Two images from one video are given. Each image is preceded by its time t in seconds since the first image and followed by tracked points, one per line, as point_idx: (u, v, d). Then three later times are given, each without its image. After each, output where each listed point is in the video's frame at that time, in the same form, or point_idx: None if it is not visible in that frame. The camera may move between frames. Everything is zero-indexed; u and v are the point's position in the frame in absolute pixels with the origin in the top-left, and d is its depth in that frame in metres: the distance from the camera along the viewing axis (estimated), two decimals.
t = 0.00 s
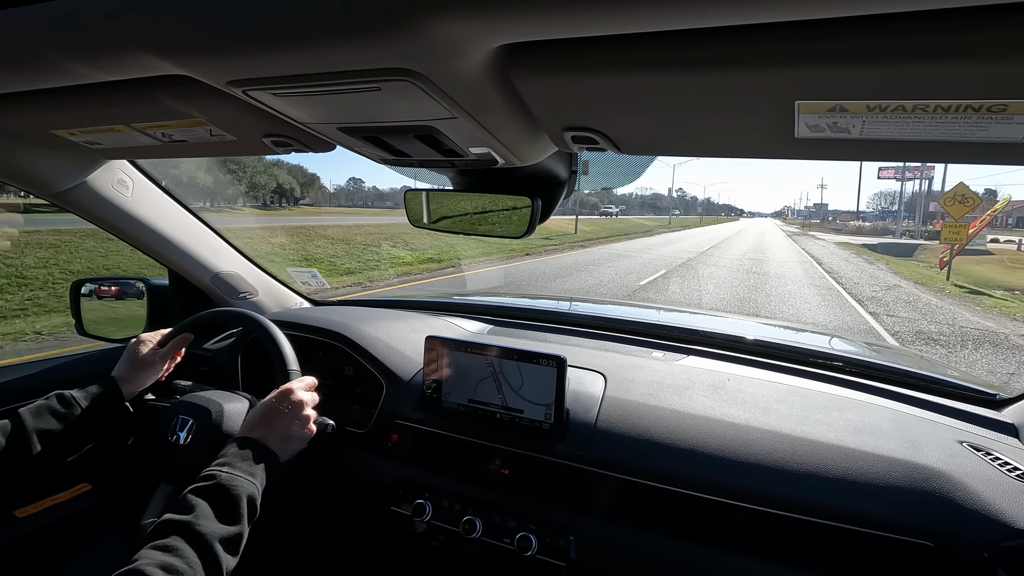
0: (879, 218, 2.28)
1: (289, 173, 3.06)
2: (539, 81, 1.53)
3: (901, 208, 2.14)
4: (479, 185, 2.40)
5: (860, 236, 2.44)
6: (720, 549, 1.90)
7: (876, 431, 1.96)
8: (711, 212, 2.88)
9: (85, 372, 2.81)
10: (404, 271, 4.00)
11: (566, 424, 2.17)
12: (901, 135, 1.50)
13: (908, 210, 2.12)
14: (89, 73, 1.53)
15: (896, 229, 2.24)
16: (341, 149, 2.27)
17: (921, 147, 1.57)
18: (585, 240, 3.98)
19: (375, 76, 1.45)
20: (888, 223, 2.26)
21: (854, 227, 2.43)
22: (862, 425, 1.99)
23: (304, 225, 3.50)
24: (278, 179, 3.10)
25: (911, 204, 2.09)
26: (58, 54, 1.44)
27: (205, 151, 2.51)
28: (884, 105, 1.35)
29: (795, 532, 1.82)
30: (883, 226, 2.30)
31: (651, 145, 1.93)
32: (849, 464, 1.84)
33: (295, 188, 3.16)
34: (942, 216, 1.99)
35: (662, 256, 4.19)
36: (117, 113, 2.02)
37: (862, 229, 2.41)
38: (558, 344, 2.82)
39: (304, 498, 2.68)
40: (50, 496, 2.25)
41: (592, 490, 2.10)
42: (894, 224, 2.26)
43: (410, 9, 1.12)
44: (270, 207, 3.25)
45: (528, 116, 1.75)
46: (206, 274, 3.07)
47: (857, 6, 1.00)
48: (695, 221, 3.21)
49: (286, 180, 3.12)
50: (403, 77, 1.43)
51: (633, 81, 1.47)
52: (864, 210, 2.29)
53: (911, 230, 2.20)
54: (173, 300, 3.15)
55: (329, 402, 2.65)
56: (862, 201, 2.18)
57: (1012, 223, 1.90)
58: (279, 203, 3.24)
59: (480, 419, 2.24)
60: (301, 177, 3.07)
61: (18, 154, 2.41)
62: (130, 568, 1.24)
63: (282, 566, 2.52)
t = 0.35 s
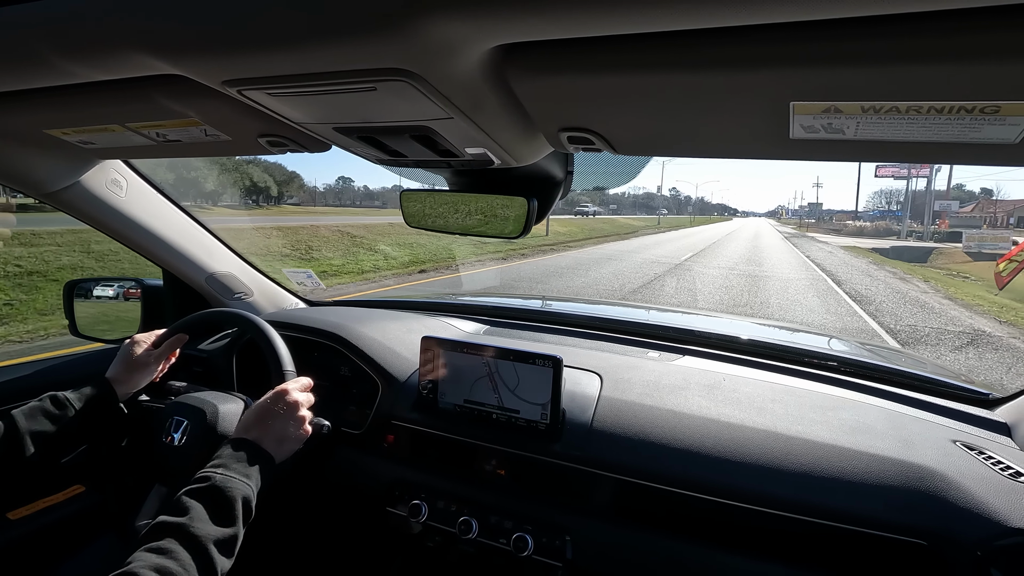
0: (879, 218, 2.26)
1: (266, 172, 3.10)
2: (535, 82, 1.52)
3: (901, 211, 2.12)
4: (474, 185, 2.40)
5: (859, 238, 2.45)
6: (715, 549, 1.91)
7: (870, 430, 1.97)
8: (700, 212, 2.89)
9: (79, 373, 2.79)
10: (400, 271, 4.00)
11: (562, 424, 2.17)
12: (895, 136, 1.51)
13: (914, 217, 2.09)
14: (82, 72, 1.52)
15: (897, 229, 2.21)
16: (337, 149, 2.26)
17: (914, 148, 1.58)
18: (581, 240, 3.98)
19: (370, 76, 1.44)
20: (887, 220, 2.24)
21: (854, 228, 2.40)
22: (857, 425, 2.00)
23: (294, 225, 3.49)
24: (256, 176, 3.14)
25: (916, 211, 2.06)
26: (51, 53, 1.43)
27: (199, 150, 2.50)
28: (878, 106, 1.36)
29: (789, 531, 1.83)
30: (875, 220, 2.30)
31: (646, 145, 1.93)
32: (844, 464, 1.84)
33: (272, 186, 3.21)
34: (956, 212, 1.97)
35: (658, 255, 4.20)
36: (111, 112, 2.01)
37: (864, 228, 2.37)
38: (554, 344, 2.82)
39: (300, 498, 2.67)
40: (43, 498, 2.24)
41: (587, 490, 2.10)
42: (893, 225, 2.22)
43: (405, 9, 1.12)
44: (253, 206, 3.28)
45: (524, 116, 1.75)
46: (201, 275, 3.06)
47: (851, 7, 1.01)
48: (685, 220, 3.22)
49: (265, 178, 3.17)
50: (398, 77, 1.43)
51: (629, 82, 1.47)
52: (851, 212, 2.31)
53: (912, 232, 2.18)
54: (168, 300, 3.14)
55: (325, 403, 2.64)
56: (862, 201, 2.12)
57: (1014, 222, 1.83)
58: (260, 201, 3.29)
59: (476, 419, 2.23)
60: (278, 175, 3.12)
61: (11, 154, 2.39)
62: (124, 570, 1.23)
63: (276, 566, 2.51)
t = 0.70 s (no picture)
0: (881, 218, 2.18)
1: (240, 170, 2.96)
2: (531, 82, 1.53)
3: (903, 210, 2.06)
4: (470, 185, 2.39)
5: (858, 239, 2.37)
6: (711, 549, 1.91)
7: (865, 430, 1.98)
8: (690, 212, 2.90)
9: (72, 374, 2.77)
10: (396, 272, 4.00)
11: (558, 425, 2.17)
12: (889, 137, 1.51)
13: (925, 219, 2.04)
14: (76, 71, 1.51)
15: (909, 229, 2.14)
16: (332, 149, 2.25)
17: (908, 149, 1.59)
18: (576, 240, 3.98)
19: (366, 77, 1.44)
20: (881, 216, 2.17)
21: (857, 226, 2.28)
22: (851, 424, 2.01)
23: (284, 224, 3.38)
24: (230, 174, 3.00)
25: (926, 211, 2.00)
26: (44, 52, 1.42)
27: (192, 151, 2.48)
28: (872, 107, 1.36)
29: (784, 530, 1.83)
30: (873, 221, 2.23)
31: (642, 146, 1.94)
32: (838, 464, 1.85)
33: (248, 184, 3.07)
34: (960, 212, 1.95)
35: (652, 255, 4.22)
36: (105, 112, 2.00)
37: (864, 228, 2.27)
38: (550, 345, 2.82)
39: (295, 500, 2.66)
40: (36, 500, 2.22)
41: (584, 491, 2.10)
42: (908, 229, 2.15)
43: (403, 9, 1.12)
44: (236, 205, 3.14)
45: (519, 117, 1.75)
46: (196, 276, 3.05)
47: (847, 9, 1.01)
48: (676, 220, 3.21)
49: (239, 176, 3.03)
50: (394, 77, 1.43)
51: (625, 83, 1.47)
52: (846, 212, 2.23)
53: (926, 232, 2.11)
54: (162, 301, 3.12)
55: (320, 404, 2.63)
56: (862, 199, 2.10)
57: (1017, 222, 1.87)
58: (239, 201, 3.13)
59: (473, 420, 2.21)
60: (253, 173, 2.97)
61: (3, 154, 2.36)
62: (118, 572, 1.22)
63: (272, 568, 2.50)
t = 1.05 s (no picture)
0: (886, 219, 2.15)
1: (213, 169, 2.99)
2: (527, 82, 1.53)
3: (906, 210, 2.05)
4: (468, 185, 2.40)
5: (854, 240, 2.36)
6: (708, 547, 1.91)
7: (861, 428, 1.98)
8: (685, 211, 2.87)
9: (67, 375, 2.76)
10: (394, 272, 3.98)
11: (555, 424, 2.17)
12: (884, 137, 1.52)
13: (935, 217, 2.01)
14: (70, 71, 1.50)
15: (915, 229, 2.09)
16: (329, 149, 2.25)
17: (904, 148, 1.59)
18: (573, 240, 3.99)
19: (363, 76, 1.44)
20: (872, 217, 2.17)
21: (852, 229, 2.31)
22: (847, 423, 2.02)
23: (277, 222, 3.49)
24: (202, 175, 3.04)
25: (938, 211, 1.98)
26: (38, 51, 1.41)
27: (187, 149, 2.47)
28: (868, 107, 1.37)
29: (780, 528, 1.84)
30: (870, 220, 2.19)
31: (639, 146, 1.94)
32: (833, 462, 1.86)
33: (219, 180, 3.12)
34: (972, 211, 1.93)
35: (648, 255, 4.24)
36: (100, 111, 1.99)
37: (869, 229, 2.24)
38: (547, 344, 2.82)
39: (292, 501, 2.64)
40: (31, 501, 2.21)
41: (581, 490, 2.11)
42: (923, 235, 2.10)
43: (399, 8, 1.12)
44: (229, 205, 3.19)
45: (516, 116, 1.75)
46: (191, 276, 3.04)
47: (841, 9, 1.02)
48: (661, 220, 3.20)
49: (210, 175, 3.07)
50: (389, 76, 1.42)
51: (621, 82, 1.48)
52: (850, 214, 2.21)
53: (941, 233, 2.06)
54: (157, 300, 3.11)
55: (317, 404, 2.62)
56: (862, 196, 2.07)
57: None
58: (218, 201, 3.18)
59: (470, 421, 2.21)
60: (226, 171, 3.02)
61: None
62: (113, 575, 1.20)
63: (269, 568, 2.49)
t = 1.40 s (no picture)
0: (889, 219, 2.09)
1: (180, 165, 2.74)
2: (525, 82, 1.53)
3: (909, 210, 1.99)
4: (465, 185, 2.40)
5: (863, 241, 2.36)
6: (708, 547, 1.91)
7: (859, 427, 1.99)
8: (676, 209, 2.87)
9: (65, 376, 2.75)
10: (393, 272, 3.92)
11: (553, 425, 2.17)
12: (881, 137, 1.52)
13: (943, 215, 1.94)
14: (68, 70, 1.50)
15: (928, 230, 2.02)
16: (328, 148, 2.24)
17: (901, 148, 1.59)
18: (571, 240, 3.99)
19: (361, 76, 1.44)
20: (871, 216, 2.17)
21: (854, 228, 2.30)
22: (845, 422, 2.02)
23: (278, 223, 3.32)
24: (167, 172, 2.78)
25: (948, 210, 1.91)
26: (35, 50, 1.41)
27: (184, 149, 2.46)
28: (865, 107, 1.37)
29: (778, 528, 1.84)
30: (873, 220, 2.18)
31: (637, 146, 1.94)
32: (832, 461, 1.86)
33: (186, 178, 2.86)
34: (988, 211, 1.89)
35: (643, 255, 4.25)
36: (97, 110, 1.98)
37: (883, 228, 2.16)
38: (546, 344, 2.82)
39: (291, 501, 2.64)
40: (27, 502, 2.20)
41: (580, 489, 2.11)
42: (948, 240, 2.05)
43: (398, 8, 1.11)
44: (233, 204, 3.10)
45: (514, 116, 1.75)
46: (191, 275, 3.04)
47: (838, 10, 1.02)
48: (649, 221, 3.22)
49: (177, 171, 2.81)
50: (387, 76, 1.42)
51: (620, 82, 1.48)
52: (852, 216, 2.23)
53: (961, 235, 2.01)
54: (156, 300, 3.11)
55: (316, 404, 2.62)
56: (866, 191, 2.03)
57: None
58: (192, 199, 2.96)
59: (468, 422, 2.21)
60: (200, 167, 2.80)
61: None
62: None
63: (268, 569, 2.49)
